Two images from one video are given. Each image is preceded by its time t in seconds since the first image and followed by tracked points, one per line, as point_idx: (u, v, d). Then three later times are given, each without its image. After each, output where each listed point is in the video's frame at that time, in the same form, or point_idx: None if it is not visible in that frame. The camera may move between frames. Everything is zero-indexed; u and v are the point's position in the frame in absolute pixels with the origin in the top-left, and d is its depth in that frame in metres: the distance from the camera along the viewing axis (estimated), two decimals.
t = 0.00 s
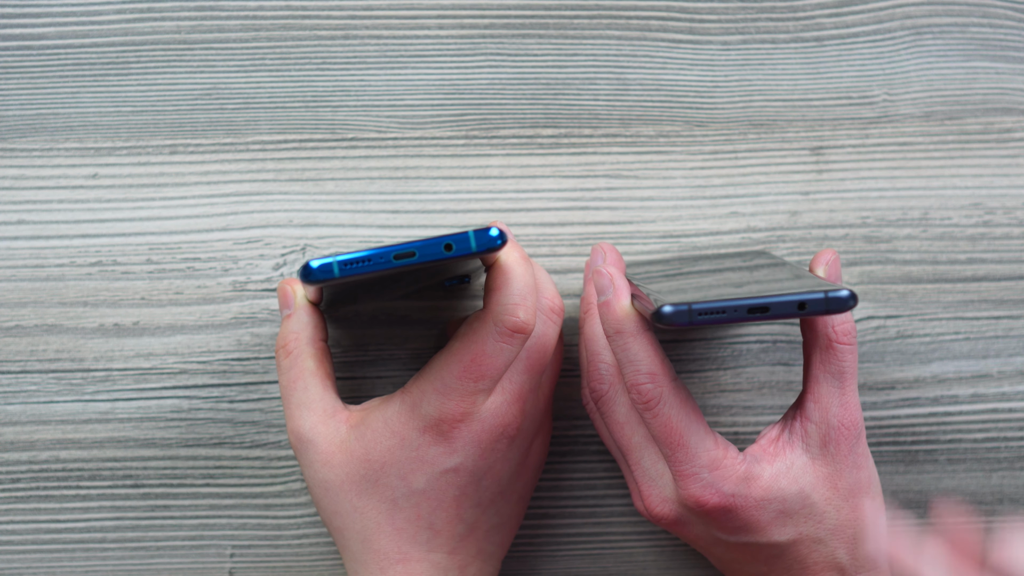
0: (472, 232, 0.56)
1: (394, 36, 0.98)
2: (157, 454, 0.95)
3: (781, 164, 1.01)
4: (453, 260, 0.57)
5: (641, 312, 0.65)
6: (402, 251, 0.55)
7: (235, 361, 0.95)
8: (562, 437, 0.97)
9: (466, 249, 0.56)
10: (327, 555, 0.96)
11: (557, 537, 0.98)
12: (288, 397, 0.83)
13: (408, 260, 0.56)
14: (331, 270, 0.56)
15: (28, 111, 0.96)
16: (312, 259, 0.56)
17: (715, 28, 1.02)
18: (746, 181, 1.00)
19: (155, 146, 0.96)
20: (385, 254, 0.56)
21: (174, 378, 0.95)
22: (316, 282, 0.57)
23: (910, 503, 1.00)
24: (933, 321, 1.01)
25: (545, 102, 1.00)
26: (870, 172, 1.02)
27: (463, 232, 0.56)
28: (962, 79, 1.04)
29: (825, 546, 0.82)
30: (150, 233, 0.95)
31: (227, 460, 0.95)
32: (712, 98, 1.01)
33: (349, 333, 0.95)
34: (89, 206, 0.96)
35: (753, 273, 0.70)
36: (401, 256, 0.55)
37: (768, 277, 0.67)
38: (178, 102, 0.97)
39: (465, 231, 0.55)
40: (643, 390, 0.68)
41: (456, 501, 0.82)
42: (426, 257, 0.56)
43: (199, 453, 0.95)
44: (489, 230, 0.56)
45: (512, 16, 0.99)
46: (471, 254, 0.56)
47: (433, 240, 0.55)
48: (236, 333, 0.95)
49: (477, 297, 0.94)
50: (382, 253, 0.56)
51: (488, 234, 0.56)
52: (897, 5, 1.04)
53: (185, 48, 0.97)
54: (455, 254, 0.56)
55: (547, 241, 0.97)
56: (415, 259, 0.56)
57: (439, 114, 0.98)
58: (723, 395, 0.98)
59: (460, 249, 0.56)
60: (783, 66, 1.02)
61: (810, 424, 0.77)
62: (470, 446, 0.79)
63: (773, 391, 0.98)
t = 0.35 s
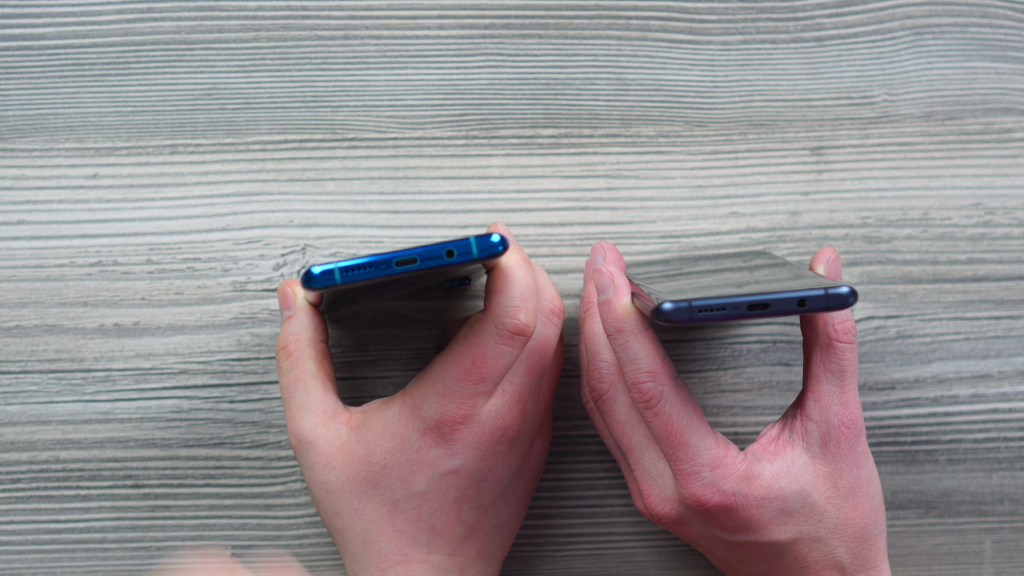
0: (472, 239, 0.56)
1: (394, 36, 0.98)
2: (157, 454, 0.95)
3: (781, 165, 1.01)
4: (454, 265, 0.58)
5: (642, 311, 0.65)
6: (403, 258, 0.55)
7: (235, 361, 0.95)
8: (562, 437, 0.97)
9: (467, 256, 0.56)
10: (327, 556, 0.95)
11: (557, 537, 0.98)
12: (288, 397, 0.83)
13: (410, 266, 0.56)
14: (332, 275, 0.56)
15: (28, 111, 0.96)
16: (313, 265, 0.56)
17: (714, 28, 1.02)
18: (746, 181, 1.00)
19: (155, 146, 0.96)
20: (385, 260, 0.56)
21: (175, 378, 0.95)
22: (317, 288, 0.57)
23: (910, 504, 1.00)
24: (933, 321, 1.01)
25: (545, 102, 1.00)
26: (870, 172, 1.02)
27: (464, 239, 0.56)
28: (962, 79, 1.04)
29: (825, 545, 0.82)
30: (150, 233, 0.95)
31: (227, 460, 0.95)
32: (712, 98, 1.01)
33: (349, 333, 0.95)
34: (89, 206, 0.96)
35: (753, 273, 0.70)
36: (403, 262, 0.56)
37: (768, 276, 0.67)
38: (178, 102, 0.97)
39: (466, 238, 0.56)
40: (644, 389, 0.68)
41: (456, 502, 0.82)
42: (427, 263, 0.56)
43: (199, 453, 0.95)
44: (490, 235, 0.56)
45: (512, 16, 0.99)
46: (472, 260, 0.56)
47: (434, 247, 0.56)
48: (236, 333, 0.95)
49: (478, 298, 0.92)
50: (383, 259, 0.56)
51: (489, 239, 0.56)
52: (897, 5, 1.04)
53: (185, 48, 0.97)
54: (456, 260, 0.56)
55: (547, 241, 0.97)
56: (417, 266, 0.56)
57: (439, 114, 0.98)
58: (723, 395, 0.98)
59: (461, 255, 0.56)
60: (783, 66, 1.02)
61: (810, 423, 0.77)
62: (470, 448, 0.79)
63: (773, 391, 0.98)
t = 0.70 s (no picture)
0: (472, 231, 0.56)
1: (394, 36, 0.98)
2: (157, 454, 0.95)
3: (781, 165, 1.01)
4: (453, 258, 0.57)
5: (642, 312, 0.65)
6: (402, 249, 0.55)
7: (235, 361, 0.95)
8: (562, 437, 0.97)
9: (466, 247, 0.56)
10: (327, 555, 0.95)
11: (557, 537, 0.98)
12: (289, 398, 0.83)
13: (408, 257, 0.56)
14: (331, 268, 0.56)
15: (29, 111, 0.96)
16: (313, 258, 0.56)
17: (715, 28, 1.02)
18: (746, 181, 1.00)
19: (155, 146, 0.96)
20: (384, 253, 0.56)
21: (174, 378, 0.95)
22: (315, 280, 0.56)
23: (910, 504, 1.00)
24: (933, 321, 1.01)
25: (545, 102, 1.00)
26: (870, 172, 1.02)
27: (463, 231, 0.56)
28: (962, 80, 1.04)
29: (825, 546, 0.82)
30: (150, 233, 0.95)
31: (227, 460, 0.95)
32: (712, 98, 1.01)
33: (349, 333, 0.95)
34: (89, 206, 0.96)
35: (753, 273, 0.70)
36: (401, 255, 0.55)
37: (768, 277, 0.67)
38: (178, 102, 0.97)
39: (465, 229, 0.56)
40: (644, 389, 0.68)
41: (457, 501, 0.82)
42: (426, 255, 0.56)
43: (199, 453, 0.95)
44: (489, 227, 0.56)
45: (512, 16, 0.99)
46: (471, 251, 0.56)
47: (433, 238, 0.55)
48: (236, 333, 0.95)
49: (477, 297, 0.94)
50: (382, 251, 0.56)
51: (489, 231, 0.56)
52: (897, 5, 1.04)
53: (185, 49, 0.97)
54: (455, 252, 0.56)
55: (547, 241, 0.97)
56: (415, 257, 0.56)
57: (439, 114, 0.98)
58: (724, 395, 0.98)
59: (460, 247, 0.56)
60: (783, 66, 1.02)
61: (810, 424, 0.77)
62: (470, 447, 0.79)
63: (773, 391, 0.98)
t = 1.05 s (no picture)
0: (472, 237, 0.56)
1: (394, 36, 0.98)
2: (157, 454, 0.95)
3: (781, 165, 1.01)
4: (454, 263, 0.57)
5: (642, 315, 0.65)
6: (403, 256, 0.55)
7: (235, 361, 0.95)
8: (562, 437, 0.98)
9: (466, 253, 0.56)
10: (327, 555, 0.95)
11: (557, 537, 0.98)
12: (289, 399, 0.83)
13: (409, 264, 0.56)
14: (331, 274, 0.56)
15: (28, 111, 0.96)
16: (313, 264, 0.56)
17: (715, 28, 1.02)
18: (746, 181, 1.00)
19: (155, 146, 0.96)
20: (385, 259, 0.56)
21: (174, 378, 0.95)
22: (316, 286, 0.57)
23: (910, 504, 1.00)
24: (933, 321, 1.01)
25: (545, 102, 1.00)
26: (870, 172, 1.02)
27: (464, 237, 0.56)
28: (962, 79, 1.04)
29: (825, 547, 0.82)
30: (150, 233, 0.95)
31: (227, 460, 0.95)
32: (712, 98, 1.01)
33: (349, 333, 0.95)
34: (89, 206, 0.96)
35: (753, 274, 0.70)
36: (402, 260, 0.56)
37: (769, 278, 0.67)
38: (178, 102, 0.97)
39: (465, 236, 0.55)
40: (643, 392, 0.68)
41: (457, 502, 0.82)
42: (427, 262, 0.56)
43: (199, 453, 0.95)
44: (489, 234, 0.56)
45: (512, 16, 0.99)
46: (471, 258, 0.56)
47: (434, 244, 0.55)
48: (236, 333, 0.95)
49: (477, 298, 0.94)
50: (383, 257, 0.56)
51: (489, 237, 0.56)
52: (897, 5, 1.04)
53: (185, 48, 0.97)
54: (455, 258, 0.56)
55: (547, 241, 0.97)
56: (416, 263, 0.56)
57: (439, 114, 0.98)
58: (723, 395, 0.98)
59: (460, 254, 0.56)
60: (783, 66, 1.02)
61: (810, 426, 0.77)
62: (471, 448, 0.79)
63: (773, 391, 0.98)
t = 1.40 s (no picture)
0: (472, 236, 0.56)
1: (394, 36, 0.98)
2: (157, 454, 0.95)
3: (781, 165, 1.01)
4: (454, 263, 0.57)
5: (642, 313, 0.65)
6: (403, 255, 0.55)
7: (235, 361, 0.95)
8: (562, 437, 0.98)
9: (467, 253, 0.56)
10: (327, 556, 0.95)
11: (557, 537, 0.98)
12: (289, 398, 0.83)
13: (409, 264, 0.56)
14: (331, 273, 0.56)
15: (28, 111, 0.96)
16: (313, 264, 0.56)
17: (715, 28, 1.02)
18: (746, 181, 1.00)
19: (155, 146, 0.96)
20: (385, 258, 0.56)
21: (174, 378, 0.95)
22: (317, 285, 0.57)
23: (910, 504, 1.00)
24: (933, 321, 1.01)
25: (545, 102, 1.00)
26: (870, 173, 1.02)
27: (464, 236, 0.56)
28: (962, 79, 1.04)
29: (825, 546, 0.82)
30: (150, 233, 0.95)
31: (227, 460, 0.95)
32: (712, 98, 1.01)
33: (350, 333, 0.95)
34: (89, 206, 0.96)
35: (753, 273, 0.70)
36: (402, 260, 0.56)
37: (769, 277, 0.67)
38: (178, 102, 0.97)
39: (465, 235, 0.55)
40: (644, 390, 0.68)
41: (459, 502, 0.82)
42: (427, 261, 0.56)
43: (199, 454, 0.95)
44: (490, 233, 0.56)
45: (512, 16, 0.99)
46: (471, 257, 0.56)
47: (434, 244, 0.55)
48: (236, 333, 0.95)
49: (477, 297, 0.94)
50: (383, 257, 0.56)
51: (489, 237, 0.56)
52: (897, 5, 1.04)
53: (185, 49, 0.97)
54: (455, 257, 0.56)
55: (547, 241, 0.97)
56: (416, 263, 0.56)
57: (439, 114, 0.98)
58: (723, 395, 0.98)
59: (461, 253, 0.56)
60: (783, 66, 1.02)
61: (810, 424, 0.77)
62: (472, 448, 0.79)
63: (773, 391, 0.98)
